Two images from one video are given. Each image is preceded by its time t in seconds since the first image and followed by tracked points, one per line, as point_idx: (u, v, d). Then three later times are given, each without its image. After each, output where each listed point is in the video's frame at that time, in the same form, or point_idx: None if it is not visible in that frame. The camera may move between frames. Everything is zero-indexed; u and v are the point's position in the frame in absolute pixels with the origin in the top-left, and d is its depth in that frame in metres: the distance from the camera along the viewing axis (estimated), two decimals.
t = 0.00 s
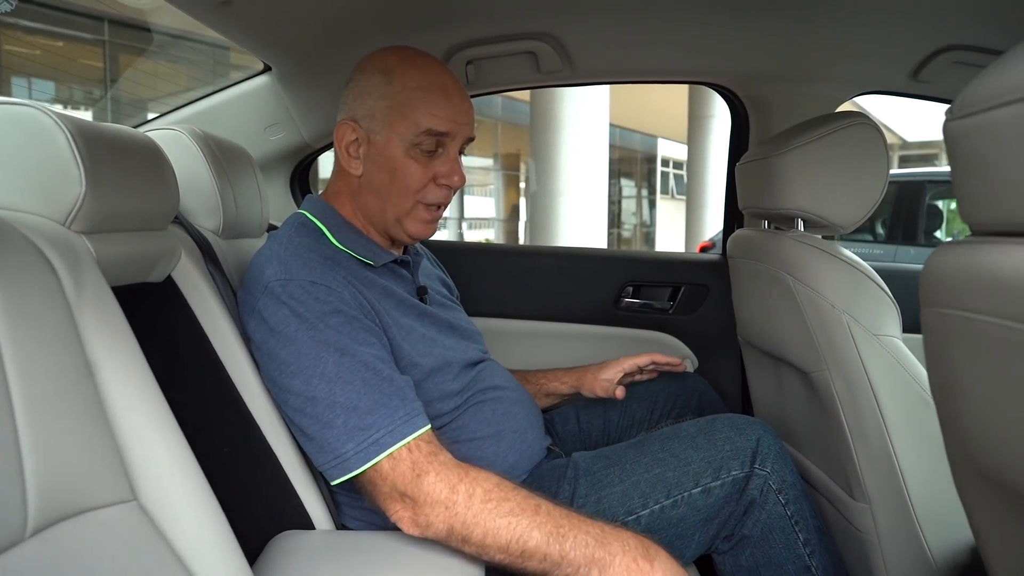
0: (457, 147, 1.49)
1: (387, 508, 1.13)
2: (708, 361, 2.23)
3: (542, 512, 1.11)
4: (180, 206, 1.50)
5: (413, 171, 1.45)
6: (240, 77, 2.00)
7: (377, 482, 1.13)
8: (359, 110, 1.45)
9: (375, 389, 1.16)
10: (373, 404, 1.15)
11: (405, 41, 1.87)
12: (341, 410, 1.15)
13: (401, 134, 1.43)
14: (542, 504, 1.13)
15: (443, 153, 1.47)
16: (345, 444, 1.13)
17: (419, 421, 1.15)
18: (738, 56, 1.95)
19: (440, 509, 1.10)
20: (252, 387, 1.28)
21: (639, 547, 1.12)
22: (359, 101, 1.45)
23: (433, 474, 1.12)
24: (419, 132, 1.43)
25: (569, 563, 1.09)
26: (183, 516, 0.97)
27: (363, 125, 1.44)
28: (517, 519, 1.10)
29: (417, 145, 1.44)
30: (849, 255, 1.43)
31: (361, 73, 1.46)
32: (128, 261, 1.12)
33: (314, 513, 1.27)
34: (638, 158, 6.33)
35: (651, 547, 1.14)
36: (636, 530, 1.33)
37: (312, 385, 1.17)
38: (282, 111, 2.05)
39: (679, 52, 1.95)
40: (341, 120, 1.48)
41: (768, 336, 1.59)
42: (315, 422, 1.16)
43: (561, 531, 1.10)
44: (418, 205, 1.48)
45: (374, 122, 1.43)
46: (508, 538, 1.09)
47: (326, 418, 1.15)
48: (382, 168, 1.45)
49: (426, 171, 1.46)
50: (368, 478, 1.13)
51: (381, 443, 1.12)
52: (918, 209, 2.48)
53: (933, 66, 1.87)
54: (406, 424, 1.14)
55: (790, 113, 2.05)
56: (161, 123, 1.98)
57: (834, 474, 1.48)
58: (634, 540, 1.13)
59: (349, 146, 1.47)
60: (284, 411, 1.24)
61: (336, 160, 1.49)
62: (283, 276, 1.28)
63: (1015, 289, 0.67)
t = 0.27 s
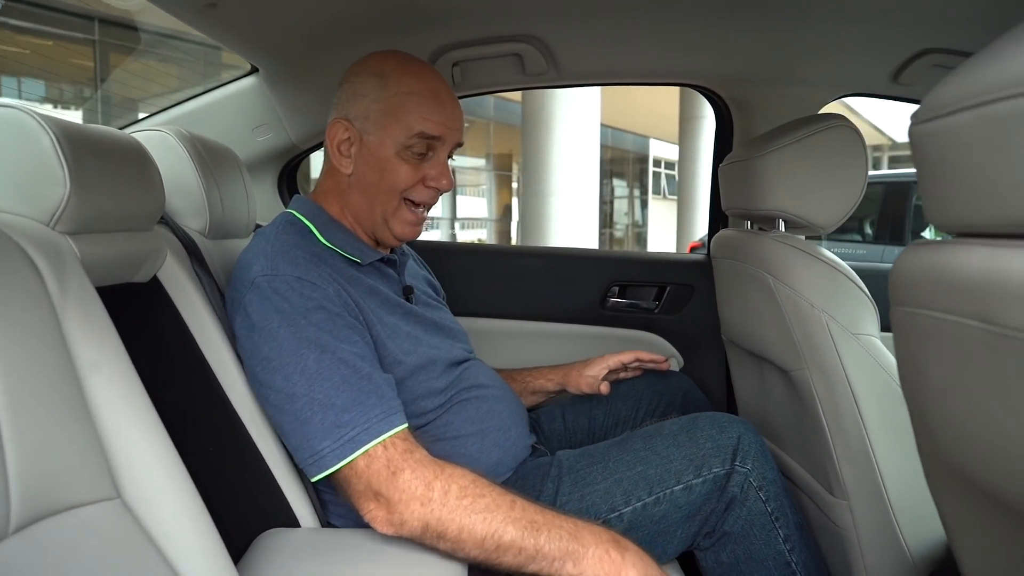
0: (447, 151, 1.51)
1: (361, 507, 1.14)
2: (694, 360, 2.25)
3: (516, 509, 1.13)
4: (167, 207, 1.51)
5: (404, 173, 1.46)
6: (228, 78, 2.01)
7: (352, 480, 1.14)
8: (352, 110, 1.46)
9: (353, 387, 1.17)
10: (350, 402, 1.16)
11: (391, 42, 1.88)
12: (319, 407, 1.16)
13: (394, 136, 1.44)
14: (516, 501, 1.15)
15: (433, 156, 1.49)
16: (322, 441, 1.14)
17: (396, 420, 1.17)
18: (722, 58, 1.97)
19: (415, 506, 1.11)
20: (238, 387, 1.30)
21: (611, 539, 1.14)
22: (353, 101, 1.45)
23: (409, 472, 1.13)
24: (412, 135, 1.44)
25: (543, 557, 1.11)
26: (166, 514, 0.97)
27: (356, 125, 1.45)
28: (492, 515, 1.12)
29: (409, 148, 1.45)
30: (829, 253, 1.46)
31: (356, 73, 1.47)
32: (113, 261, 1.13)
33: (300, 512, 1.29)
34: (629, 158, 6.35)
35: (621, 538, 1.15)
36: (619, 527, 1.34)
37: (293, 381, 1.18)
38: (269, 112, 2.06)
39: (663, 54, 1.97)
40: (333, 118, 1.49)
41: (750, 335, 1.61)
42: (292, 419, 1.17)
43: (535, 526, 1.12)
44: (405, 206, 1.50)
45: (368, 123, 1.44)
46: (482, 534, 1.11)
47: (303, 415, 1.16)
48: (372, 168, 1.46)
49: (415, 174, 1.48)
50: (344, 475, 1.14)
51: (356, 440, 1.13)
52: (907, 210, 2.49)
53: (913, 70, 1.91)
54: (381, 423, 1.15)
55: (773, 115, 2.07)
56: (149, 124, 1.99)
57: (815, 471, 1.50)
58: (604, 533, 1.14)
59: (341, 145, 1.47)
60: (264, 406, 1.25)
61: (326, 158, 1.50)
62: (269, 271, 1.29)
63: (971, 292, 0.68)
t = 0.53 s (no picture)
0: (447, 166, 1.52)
1: (326, 510, 1.15)
2: (682, 362, 2.26)
3: (479, 504, 1.17)
4: (156, 212, 1.52)
5: (404, 184, 1.48)
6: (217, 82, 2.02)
7: (316, 482, 1.15)
8: (356, 120, 1.47)
9: (328, 389, 1.18)
10: (324, 404, 1.17)
11: (379, 47, 1.89)
12: (292, 407, 1.16)
13: (396, 146, 1.46)
14: (477, 496, 1.19)
15: (434, 169, 1.50)
16: (290, 441, 1.15)
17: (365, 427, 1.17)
18: (708, 63, 1.99)
19: (381, 507, 1.13)
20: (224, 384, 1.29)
21: (571, 524, 1.21)
22: (357, 111, 1.47)
23: (373, 474, 1.15)
24: (415, 146, 1.46)
25: (509, 546, 1.15)
26: (154, 519, 0.98)
27: (359, 134, 1.47)
28: (456, 511, 1.15)
29: (410, 160, 1.47)
30: (813, 259, 1.47)
31: (360, 84, 1.49)
32: (101, 268, 1.13)
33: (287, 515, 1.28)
34: (621, 159, 6.37)
35: (580, 524, 1.23)
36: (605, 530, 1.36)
37: (269, 380, 1.18)
38: (259, 116, 2.07)
39: (651, 59, 1.98)
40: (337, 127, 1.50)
41: (736, 339, 1.63)
42: (264, 416, 1.18)
43: (498, 517, 1.16)
44: (406, 218, 1.50)
45: (371, 132, 1.46)
46: (448, 530, 1.14)
47: (275, 414, 1.17)
48: (374, 177, 1.47)
49: (415, 186, 1.49)
50: (309, 476, 1.15)
51: (324, 442, 1.14)
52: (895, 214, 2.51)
53: (896, 78, 1.96)
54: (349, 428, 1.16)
55: (759, 120, 2.09)
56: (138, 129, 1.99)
57: (799, 473, 1.52)
58: (565, 518, 1.22)
59: (342, 153, 1.48)
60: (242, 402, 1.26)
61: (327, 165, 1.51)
62: (264, 268, 1.30)
63: (941, 302, 0.69)
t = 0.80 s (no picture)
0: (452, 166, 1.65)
1: (335, 505, 1.16)
2: (681, 362, 2.28)
3: (487, 501, 1.18)
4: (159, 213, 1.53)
5: (438, 192, 1.56)
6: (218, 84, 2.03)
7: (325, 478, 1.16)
8: (400, 136, 1.47)
9: (340, 387, 1.20)
10: (334, 400, 1.18)
11: (381, 49, 1.91)
12: (303, 404, 1.18)
13: (438, 159, 1.53)
14: (485, 493, 1.20)
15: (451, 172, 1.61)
16: (301, 438, 1.16)
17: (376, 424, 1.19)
18: (707, 66, 2.00)
19: (389, 503, 1.14)
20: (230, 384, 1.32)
21: (577, 523, 1.23)
22: (400, 126, 1.47)
23: (382, 470, 1.15)
24: (449, 156, 1.56)
25: (516, 543, 1.17)
26: (160, 518, 0.99)
27: (407, 150, 1.48)
28: (465, 507, 1.16)
29: (444, 170, 1.56)
30: (809, 258, 1.49)
31: (397, 97, 1.48)
32: (107, 269, 1.14)
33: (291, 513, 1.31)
34: (619, 159, 6.39)
35: (585, 523, 1.25)
36: (606, 528, 1.37)
37: (280, 377, 1.20)
38: (260, 117, 2.08)
39: (650, 61, 2.00)
40: (373, 139, 1.47)
41: (735, 339, 1.64)
42: (274, 413, 1.19)
43: (506, 515, 1.18)
44: (429, 220, 1.59)
45: (419, 148, 1.49)
46: (456, 527, 1.15)
47: (286, 411, 1.18)
48: (418, 189, 1.52)
49: (443, 192, 1.58)
50: (318, 473, 1.16)
51: (335, 439, 1.15)
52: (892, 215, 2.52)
53: (892, 79, 1.97)
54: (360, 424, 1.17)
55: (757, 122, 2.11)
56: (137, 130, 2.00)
57: (797, 472, 1.54)
58: (571, 517, 1.24)
59: (382, 164, 1.48)
60: (251, 400, 1.26)
61: (359, 173, 1.48)
62: (272, 266, 1.31)
63: (940, 303, 0.71)
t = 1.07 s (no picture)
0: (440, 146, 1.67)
1: (331, 497, 1.15)
2: (679, 360, 2.29)
3: (484, 496, 1.18)
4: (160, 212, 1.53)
5: (428, 175, 1.58)
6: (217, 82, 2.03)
7: (321, 471, 1.16)
8: (384, 122, 1.49)
9: (337, 380, 1.20)
10: (331, 394, 1.18)
11: (381, 48, 1.91)
12: (299, 398, 1.18)
13: (424, 141, 1.55)
14: (482, 488, 1.20)
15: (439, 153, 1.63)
16: (298, 432, 1.16)
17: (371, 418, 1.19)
18: (706, 64, 2.01)
19: (386, 497, 1.14)
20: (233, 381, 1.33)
21: (574, 518, 1.23)
22: (383, 112, 1.48)
23: (379, 464, 1.15)
24: (435, 137, 1.57)
25: (513, 538, 1.17)
26: (163, 515, 0.99)
27: (391, 136, 1.49)
28: (462, 502, 1.16)
29: (431, 151, 1.58)
30: (809, 256, 1.49)
31: (378, 84, 1.48)
32: (108, 266, 1.14)
33: (291, 510, 1.32)
34: (617, 158, 6.40)
35: (584, 517, 1.25)
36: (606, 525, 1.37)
37: (277, 371, 1.20)
38: (260, 116, 2.08)
39: (649, 60, 2.00)
40: (359, 128, 1.48)
41: (735, 336, 1.65)
42: (272, 407, 1.19)
43: (503, 510, 1.18)
44: (422, 203, 1.62)
45: (403, 133, 1.51)
46: (453, 521, 1.15)
47: (285, 405, 1.18)
48: (408, 174, 1.54)
49: (433, 174, 1.60)
50: (315, 467, 1.16)
51: (332, 432, 1.15)
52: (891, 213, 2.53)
53: (890, 78, 1.98)
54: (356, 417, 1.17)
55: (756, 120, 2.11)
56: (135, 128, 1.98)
57: (796, 469, 1.54)
58: (569, 512, 1.24)
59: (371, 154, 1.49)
60: (252, 397, 1.26)
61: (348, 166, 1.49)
62: (272, 263, 1.32)
63: (940, 299, 0.71)
